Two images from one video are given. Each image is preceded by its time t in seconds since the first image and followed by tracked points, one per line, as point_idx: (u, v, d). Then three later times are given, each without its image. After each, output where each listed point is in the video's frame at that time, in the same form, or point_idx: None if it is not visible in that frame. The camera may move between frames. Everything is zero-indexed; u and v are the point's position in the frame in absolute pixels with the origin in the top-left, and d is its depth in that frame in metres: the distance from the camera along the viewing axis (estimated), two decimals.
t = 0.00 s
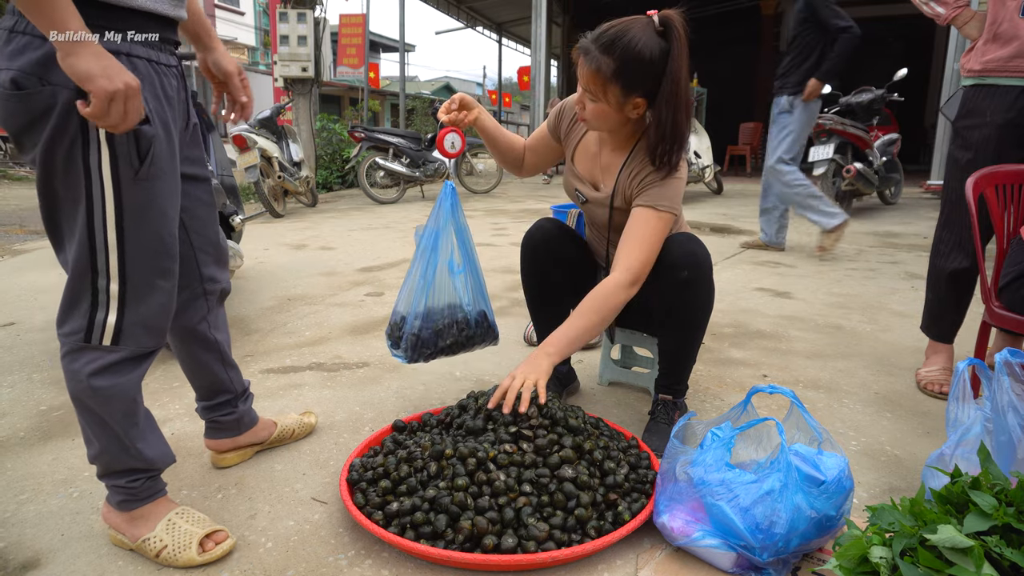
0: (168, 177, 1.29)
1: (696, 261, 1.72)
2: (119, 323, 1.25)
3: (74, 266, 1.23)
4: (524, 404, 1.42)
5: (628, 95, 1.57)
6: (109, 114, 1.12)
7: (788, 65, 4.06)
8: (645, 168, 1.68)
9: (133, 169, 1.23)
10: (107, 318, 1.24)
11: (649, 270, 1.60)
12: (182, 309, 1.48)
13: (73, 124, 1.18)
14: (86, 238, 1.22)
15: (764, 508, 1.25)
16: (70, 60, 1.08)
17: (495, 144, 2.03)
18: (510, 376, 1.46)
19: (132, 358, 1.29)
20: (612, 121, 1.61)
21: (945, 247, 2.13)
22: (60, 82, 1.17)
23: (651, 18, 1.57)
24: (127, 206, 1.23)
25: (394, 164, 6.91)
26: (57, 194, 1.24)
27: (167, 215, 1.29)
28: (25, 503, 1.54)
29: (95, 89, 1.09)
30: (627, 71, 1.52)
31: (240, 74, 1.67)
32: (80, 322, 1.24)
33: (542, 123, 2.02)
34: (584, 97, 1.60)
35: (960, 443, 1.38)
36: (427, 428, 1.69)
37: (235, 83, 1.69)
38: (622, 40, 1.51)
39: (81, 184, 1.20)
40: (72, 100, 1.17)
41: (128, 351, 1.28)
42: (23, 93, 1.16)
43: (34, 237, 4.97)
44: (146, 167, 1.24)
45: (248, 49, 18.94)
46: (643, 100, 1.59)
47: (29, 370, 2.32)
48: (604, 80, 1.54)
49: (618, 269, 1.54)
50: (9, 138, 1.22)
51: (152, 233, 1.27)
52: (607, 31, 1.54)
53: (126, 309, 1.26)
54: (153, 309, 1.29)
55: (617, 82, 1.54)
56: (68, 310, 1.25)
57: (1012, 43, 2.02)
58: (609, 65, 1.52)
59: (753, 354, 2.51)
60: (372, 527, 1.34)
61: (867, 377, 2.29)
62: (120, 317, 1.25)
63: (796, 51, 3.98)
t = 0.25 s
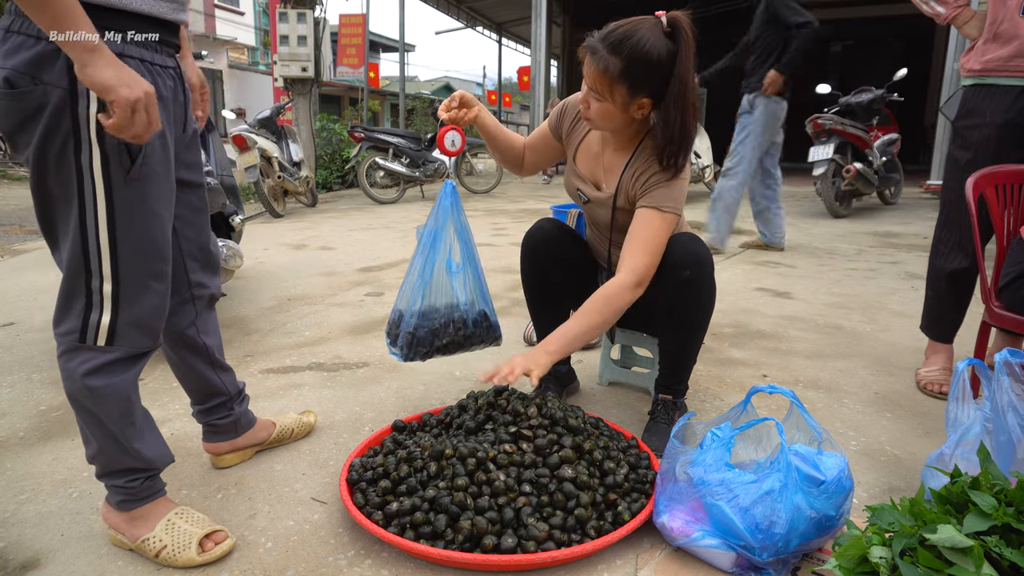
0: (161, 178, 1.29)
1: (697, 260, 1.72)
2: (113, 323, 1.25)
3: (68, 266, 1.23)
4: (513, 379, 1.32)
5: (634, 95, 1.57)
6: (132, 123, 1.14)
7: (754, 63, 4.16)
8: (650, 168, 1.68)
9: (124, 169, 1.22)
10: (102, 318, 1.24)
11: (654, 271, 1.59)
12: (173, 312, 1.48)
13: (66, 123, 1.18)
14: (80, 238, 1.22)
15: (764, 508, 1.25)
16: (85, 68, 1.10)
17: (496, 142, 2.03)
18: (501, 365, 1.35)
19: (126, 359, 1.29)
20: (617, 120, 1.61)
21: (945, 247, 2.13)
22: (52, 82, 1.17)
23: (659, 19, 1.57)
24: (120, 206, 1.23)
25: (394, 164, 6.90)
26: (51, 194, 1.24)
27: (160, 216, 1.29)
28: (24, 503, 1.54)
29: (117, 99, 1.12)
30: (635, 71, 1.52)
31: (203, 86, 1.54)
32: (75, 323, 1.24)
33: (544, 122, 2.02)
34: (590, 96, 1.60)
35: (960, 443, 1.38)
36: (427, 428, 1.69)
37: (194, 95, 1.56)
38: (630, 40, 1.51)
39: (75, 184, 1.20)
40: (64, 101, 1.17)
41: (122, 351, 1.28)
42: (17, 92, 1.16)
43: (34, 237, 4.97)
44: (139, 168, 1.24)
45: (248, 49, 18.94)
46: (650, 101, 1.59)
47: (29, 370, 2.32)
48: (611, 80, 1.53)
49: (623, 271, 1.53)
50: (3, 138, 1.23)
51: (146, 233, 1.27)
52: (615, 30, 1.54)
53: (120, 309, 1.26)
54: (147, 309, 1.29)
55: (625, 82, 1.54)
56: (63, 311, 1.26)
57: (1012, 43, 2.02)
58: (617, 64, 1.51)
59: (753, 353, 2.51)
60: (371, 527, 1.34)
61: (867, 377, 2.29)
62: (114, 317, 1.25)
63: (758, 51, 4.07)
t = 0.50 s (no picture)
0: (162, 178, 1.29)
1: (699, 260, 1.72)
2: (114, 322, 1.25)
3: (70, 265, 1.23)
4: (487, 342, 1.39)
5: (639, 97, 1.56)
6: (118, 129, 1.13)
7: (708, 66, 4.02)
8: (653, 169, 1.67)
9: (126, 169, 1.22)
10: (103, 318, 1.24)
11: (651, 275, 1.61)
12: (175, 312, 1.48)
13: (68, 123, 1.18)
14: (81, 238, 1.22)
15: (764, 508, 1.25)
16: (74, 70, 1.10)
17: (497, 139, 2.01)
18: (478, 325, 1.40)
19: (127, 358, 1.29)
20: (620, 122, 1.61)
21: (944, 247, 2.13)
22: (55, 83, 1.17)
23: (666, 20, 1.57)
24: (122, 206, 1.23)
25: (394, 164, 6.91)
26: (52, 193, 1.24)
27: (161, 215, 1.29)
28: (24, 503, 1.54)
29: (99, 102, 1.11)
30: (641, 73, 1.52)
31: (224, 78, 1.66)
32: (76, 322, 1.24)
33: (545, 121, 2.02)
34: (594, 96, 1.60)
35: (960, 443, 1.38)
36: (427, 428, 1.69)
37: (218, 87, 1.67)
38: (636, 42, 1.51)
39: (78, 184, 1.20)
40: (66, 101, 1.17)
41: (123, 350, 1.27)
42: (19, 92, 1.16)
43: (34, 237, 4.97)
44: (140, 168, 1.24)
45: (248, 49, 18.94)
46: (654, 102, 1.59)
47: (29, 370, 2.32)
48: (616, 81, 1.53)
49: (619, 273, 1.55)
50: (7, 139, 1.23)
51: (146, 233, 1.27)
52: (622, 30, 1.54)
53: (122, 308, 1.26)
54: (149, 309, 1.29)
55: (630, 84, 1.53)
56: (65, 310, 1.26)
57: (1012, 42, 2.02)
58: (623, 66, 1.51)
59: (753, 353, 2.51)
60: (372, 527, 1.34)
61: (867, 377, 2.29)
62: (116, 317, 1.25)
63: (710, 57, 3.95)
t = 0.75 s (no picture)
0: (161, 176, 1.29)
1: (698, 260, 1.72)
2: (113, 321, 1.25)
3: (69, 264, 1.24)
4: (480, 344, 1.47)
5: (640, 97, 1.56)
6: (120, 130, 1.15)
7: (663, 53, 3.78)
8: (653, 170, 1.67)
9: (124, 164, 1.22)
10: (102, 317, 1.24)
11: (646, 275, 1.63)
12: (174, 312, 1.48)
13: (66, 121, 1.18)
14: (80, 237, 1.22)
15: (763, 508, 1.25)
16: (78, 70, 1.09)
17: (497, 137, 2.01)
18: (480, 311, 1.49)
19: (126, 358, 1.29)
20: (620, 122, 1.61)
21: (944, 247, 2.13)
22: (51, 81, 1.17)
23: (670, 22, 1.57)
24: (120, 202, 1.23)
25: (394, 164, 6.90)
26: (51, 193, 1.24)
27: (158, 210, 1.29)
28: (24, 502, 1.54)
29: (104, 108, 1.13)
30: (642, 73, 1.52)
31: (245, 76, 1.69)
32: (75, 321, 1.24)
33: (546, 120, 2.02)
34: (595, 95, 1.60)
35: (959, 443, 1.38)
36: (427, 428, 1.69)
37: (240, 85, 1.71)
38: (638, 42, 1.51)
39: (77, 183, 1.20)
40: (63, 99, 1.17)
41: (122, 350, 1.27)
42: (15, 91, 1.16)
43: (34, 237, 4.97)
44: (139, 164, 1.24)
45: (247, 49, 18.94)
46: (655, 103, 1.59)
47: (28, 370, 2.32)
48: (617, 81, 1.53)
49: (612, 272, 1.58)
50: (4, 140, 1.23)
51: (145, 232, 1.27)
52: (625, 31, 1.54)
53: (121, 307, 1.25)
54: (148, 308, 1.29)
55: (631, 84, 1.54)
56: (64, 309, 1.26)
57: (1011, 42, 2.02)
58: (625, 66, 1.51)
59: (753, 353, 2.51)
60: (371, 527, 1.34)
61: (866, 377, 2.30)
62: (115, 316, 1.25)
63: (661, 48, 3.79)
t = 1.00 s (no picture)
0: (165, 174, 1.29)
1: (698, 261, 1.72)
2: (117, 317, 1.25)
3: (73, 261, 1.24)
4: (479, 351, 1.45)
5: (653, 86, 1.56)
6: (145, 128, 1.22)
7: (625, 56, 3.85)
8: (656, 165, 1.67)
9: (146, 157, 1.25)
10: (106, 312, 1.25)
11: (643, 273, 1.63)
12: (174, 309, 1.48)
13: (82, 116, 1.19)
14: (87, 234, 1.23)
15: (764, 508, 1.25)
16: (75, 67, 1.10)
17: (496, 135, 2.00)
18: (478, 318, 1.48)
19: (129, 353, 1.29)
20: (628, 112, 1.61)
21: (944, 247, 2.13)
22: (68, 81, 1.18)
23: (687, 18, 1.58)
24: (139, 195, 1.26)
25: (394, 164, 6.90)
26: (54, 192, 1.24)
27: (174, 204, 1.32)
28: (24, 503, 1.54)
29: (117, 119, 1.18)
30: (658, 60, 1.52)
31: (234, 75, 1.68)
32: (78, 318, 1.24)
33: (547, 118, 2.01)
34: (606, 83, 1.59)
35: (960, 443, 1.38)
36: (427, 428, 1.69)
37: (228, 84, 1.70)
38: (658, 30, 1.51)
39: (98, 178, 1.22)
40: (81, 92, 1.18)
41: (124, 346, 1.28)
42: (32, 88, 1.17)
43: (34, 237, 4.97)
44: (160, 159, 1.27)
45: (247, 49, 18.95)
46: (667, 94, 1.59)
47: (28, 370, 2.32)
48: (634, 65, 1.52)
49: (609, 270, 1.58)
50: (13, 136, 1.23)
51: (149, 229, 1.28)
52: (645, 18, 1.54)
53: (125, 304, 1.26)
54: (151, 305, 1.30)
55: (646, 71, 1.53)
56: (67, 305, 1.26)
57: (1011, 43, 2.02)
58: (643, 52, 1.51)
59: (753, 354, 2.51)
60: (371, 527, 1.34)
61: (866, 377, 2.30)
62: (118, 311, 1.25)
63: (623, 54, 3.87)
